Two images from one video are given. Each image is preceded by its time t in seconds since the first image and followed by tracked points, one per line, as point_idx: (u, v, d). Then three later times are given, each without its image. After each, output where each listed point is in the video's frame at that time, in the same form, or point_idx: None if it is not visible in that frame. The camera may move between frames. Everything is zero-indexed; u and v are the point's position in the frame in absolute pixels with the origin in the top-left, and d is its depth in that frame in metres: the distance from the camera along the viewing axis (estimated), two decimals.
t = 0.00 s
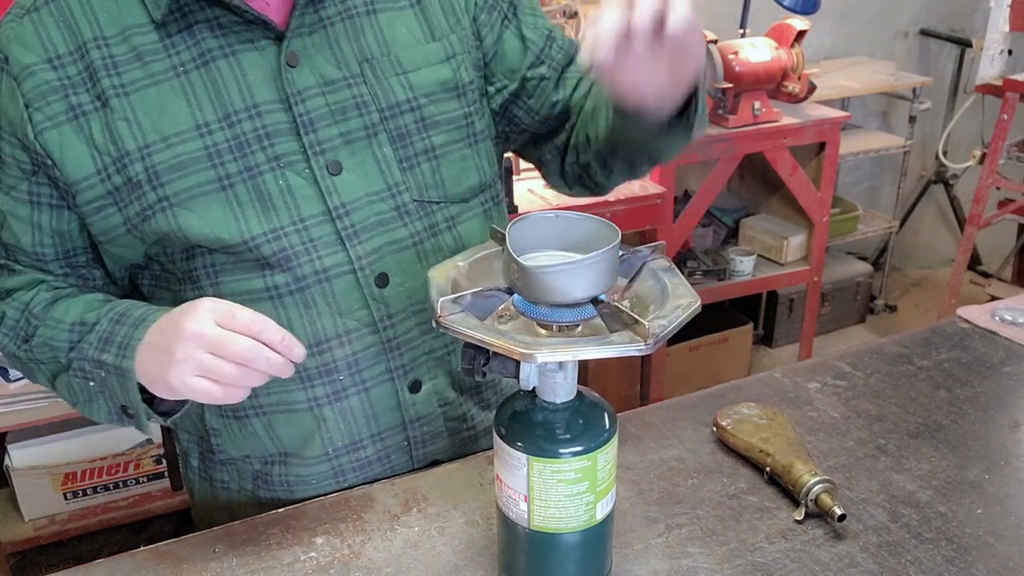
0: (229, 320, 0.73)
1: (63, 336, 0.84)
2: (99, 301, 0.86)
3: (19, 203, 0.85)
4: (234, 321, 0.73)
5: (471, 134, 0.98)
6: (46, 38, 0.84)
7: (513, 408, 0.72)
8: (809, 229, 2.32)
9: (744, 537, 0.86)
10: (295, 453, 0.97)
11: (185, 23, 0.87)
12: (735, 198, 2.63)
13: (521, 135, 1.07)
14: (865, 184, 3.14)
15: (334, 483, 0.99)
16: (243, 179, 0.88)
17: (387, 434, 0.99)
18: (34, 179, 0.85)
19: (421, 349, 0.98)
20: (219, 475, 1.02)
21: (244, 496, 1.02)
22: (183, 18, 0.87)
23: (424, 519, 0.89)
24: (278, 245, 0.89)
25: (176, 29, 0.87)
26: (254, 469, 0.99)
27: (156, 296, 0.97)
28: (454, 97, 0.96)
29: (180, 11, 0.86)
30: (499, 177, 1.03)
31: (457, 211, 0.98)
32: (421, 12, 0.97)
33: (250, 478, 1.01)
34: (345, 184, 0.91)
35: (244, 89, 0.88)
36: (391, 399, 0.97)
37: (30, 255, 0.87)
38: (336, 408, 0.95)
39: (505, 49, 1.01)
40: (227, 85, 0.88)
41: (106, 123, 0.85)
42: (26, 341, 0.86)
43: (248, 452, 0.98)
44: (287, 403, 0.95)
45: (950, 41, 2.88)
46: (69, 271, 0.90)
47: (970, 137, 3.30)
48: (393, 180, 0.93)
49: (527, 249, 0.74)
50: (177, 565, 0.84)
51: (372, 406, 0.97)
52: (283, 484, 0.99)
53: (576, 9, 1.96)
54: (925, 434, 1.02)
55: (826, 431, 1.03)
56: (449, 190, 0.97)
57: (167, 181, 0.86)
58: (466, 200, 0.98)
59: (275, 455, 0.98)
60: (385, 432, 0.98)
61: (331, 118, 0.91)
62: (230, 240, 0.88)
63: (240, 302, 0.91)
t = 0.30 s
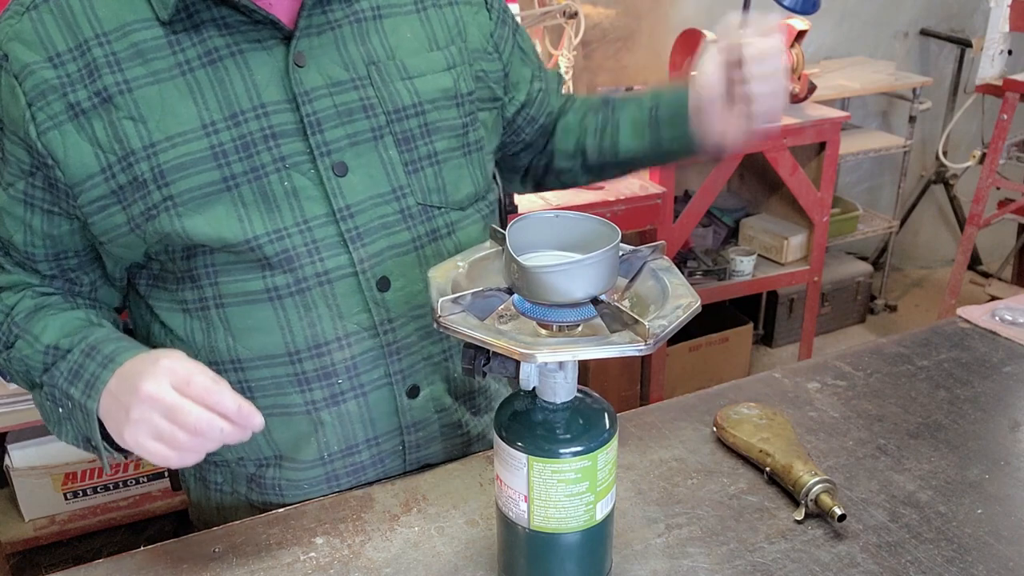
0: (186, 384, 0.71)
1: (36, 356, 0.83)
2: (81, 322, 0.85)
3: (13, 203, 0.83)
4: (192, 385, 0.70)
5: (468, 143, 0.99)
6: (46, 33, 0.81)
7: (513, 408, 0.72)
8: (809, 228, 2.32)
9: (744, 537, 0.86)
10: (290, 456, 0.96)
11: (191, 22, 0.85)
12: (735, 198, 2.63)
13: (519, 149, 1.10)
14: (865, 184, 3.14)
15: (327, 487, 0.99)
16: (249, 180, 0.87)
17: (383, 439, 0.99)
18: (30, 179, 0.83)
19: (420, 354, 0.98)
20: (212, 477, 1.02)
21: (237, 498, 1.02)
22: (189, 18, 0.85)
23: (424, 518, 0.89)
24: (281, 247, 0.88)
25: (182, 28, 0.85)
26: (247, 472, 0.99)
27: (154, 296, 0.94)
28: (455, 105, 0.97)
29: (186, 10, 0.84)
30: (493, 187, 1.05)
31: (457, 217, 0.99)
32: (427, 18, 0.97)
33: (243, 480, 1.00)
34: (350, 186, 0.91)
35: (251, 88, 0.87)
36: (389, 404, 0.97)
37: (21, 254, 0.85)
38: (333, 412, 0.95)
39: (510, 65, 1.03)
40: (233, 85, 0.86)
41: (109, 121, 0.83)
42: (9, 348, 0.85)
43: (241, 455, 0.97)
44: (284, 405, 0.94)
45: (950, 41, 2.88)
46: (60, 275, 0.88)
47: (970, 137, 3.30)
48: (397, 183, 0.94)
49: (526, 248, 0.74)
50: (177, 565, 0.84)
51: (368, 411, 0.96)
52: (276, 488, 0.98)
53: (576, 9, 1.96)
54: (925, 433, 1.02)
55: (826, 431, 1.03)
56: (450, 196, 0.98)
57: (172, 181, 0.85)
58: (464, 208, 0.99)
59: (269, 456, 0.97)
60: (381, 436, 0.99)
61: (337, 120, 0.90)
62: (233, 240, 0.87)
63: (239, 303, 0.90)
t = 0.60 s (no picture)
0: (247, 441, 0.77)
1: (75, 370, 0.83)
2: (127, 342, 0.86)
3: (42, 179, 0.82)
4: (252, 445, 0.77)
5: (485, 163, 1.02)
6: (83, 17, 0.82)
7: (513, 408, 0.72)
8: (809, 228, 2.32)
9: (744, 537, 0.86)
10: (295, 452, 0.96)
11: (229, 20, 0.86)
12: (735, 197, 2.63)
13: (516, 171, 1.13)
14: (866, 184, 3.14)
15: (330, 483, 0.99)
16: (274, 182, 0.88)
17: (388, 442, 0.99)
18: (59, 157, 0.82)
19: (430, 362, 0.99)
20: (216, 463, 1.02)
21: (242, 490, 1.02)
22: (227, 16, 0.86)
23: (424, 518, 0.89)
24: (302, 250, 0.89)
25: (219, 24, 0.85)
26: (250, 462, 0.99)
27: (169, 288, 0.94)
28: (478, 126, 0.99)
29: (225, 8, 0.85)
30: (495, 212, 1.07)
31: (472, 233, 1.01)
32: (458, 37, 0.99)
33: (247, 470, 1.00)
34: (373, 196, 0.92)
35: (283, 93, 0.88)
36: (397, 409, 0.98)
37: (49, 233, 0.83)
38: (341, 413, 0.95)
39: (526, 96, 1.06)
40: (266, 89, 0.87)
41: (140, 111, 0.83)
42: (39, 350, 0.84)
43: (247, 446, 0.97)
44: (292, 403, 0.94)
45: (950, 41, 2.88)
46: (82, 262, 0.86)
47: (970, 137, 3.30)
48: (419, 196, 0.95)
49: (527, 249, 0.74)
50: (177, 565, 0.84)
51: (375, 415, 0.97)
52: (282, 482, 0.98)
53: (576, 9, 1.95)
54: (925, 433, 1.02)
55: (826, 431, 1.03)
56: (465, 214, 0.99)
57: (199, 176, 0.86)
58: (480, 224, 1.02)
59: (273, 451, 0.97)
60: (386, 439, 0.99)
61: (365, 129, 0.91)
62: (254, 240, 0.87)
63: (255, 302, 0.90)
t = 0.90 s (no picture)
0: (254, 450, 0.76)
1: (103, 346, 0.85)
2: (159, 329, 0.87)
3: (91, 149, 0.84)
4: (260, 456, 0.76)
5: (524, 177, 1.01)
6: None
7: (513, 408, 0.72)
8: (809, 228, 2.32)
9: (744, 537, 0.86)
10: (297, 435, 0.98)
11: (284, 17, 0.87)
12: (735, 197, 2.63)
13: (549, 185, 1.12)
14: (865, 184, 3.14)
15: (324, 470, 1.00)
16: (309, 179, 0.89)
17: (385, 439, 1.00)
18: (111, 129, 0.84)
19: (434, 370, 0.98)
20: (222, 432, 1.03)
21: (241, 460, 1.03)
22: (283, 13, 0.87)
23: (424, 518, 0.89)
24: (325, 246, 0.90)
25: (275, 20, 0.87)
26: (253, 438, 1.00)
27: (193, 260, 0.95)
28: (520, 139, 0.98)
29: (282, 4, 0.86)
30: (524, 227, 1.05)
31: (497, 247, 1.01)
32: (510, 49, 0.97)
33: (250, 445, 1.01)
34: (402, 202, 0.92)
35: (328, 93, 0.88)
36: (396, 408, 0.98)
37: (95, 200, 0.86)
38: (342, 406, 0.97)
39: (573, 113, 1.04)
40: (313, 87, 0.88)
41: (191, 96, 0.85)
42: (73, 318, 0.86)
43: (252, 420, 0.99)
44: (298, 390, 0.96)
45: (950, 41, 2.88)
46: (122, 231, 0.89)
47: (970, 137, 3.30)
48: (448, 207, 0.95)
49: (528, 248, 0.74)
50: (178, 565, 0.84)
51: (376, 412, 0.98)
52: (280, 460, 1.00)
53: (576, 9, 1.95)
54: (925, 433, 1.02)
55: (826, 431, 1.03)
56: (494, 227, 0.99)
57: (238, 165, 0.87)
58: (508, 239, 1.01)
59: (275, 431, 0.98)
60: (383, 436, 0.99)
61: (402, 136, 0.91)
62: (283, 231, 0.88)
63: (276, 290, 0.92)
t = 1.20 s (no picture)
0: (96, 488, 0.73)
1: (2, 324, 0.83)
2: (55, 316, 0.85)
3: (80, 136, 0.85)
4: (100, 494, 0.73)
5: (518, 182, 0.98)
6: None
7: (513, 408, 0.72)
8: (809, 228, 2.32)
9: (744, 537, 0.86)
10: (275, 431, 0.98)
11: (276, 15, 0.86)
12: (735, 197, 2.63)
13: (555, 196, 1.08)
14: (865, 184, 3.14)
15: (303, 470, 0.99)
16: (290, 178, 0.89)
17: (363, 441, 0.99)
18: (101, 120, 0.85)
19: (413, 374, 0.97)
20: (208, 423, 1.03)
21: (227, 455, 1.03)
22: (275, 10, 0.86)
23: (424, 518, 0.89)
24: (304, 245, 0.90)
25: (266, 17, 0.86)
26: (235, 432, 1.00)
27: (184, 251, 0.95)
28: (513, 143, 0.96)
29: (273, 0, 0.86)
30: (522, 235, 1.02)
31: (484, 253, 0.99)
32: (509, 51, 0.95)
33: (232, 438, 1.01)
34: (382, 204, 0.91)
35: (314, 92, 0.88)
36: (374, 411, 0.97)
37: (70, 184, 0.86)
38: (319, 405, 0.96)
39: (577, 119, 1.01)
40: (299, 85, 0.88)
41: (180, 90, 0.85)
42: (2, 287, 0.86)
43: (234, 415, 0.99)
44: (275, 387, 0.95)
45: (950, 41, 2.88)
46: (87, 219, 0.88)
47: (970, 137, 3.30)
48: (431, 210, 0.94)
49: (528, 248, 0.74)
50: (177, 565, 0.84)
51: (353, 414, 0.97)
52: (259, 457, 0.99)
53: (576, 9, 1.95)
54: (925, 433, 1.02)
55: (826, 431, 1.03)
56: (480, 232, 0.97)
57: (219, 160, 0.87)
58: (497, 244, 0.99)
59: (256, 426, 0.98)
60: (361, 438, 0.98)
61: (387, 137, 0.90)
62: (263, 228, 0.89)
63: (256, 286, 0.92)
